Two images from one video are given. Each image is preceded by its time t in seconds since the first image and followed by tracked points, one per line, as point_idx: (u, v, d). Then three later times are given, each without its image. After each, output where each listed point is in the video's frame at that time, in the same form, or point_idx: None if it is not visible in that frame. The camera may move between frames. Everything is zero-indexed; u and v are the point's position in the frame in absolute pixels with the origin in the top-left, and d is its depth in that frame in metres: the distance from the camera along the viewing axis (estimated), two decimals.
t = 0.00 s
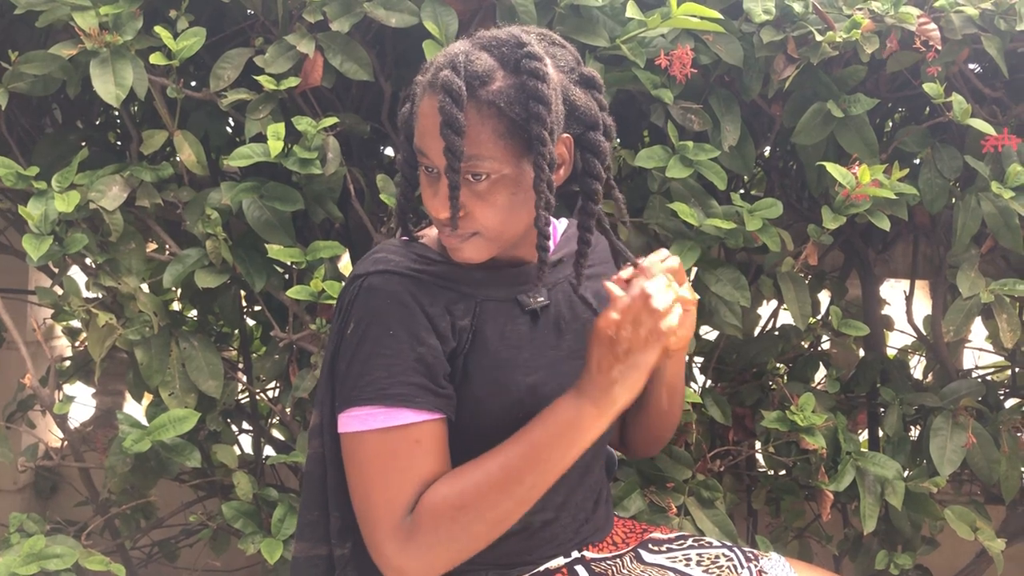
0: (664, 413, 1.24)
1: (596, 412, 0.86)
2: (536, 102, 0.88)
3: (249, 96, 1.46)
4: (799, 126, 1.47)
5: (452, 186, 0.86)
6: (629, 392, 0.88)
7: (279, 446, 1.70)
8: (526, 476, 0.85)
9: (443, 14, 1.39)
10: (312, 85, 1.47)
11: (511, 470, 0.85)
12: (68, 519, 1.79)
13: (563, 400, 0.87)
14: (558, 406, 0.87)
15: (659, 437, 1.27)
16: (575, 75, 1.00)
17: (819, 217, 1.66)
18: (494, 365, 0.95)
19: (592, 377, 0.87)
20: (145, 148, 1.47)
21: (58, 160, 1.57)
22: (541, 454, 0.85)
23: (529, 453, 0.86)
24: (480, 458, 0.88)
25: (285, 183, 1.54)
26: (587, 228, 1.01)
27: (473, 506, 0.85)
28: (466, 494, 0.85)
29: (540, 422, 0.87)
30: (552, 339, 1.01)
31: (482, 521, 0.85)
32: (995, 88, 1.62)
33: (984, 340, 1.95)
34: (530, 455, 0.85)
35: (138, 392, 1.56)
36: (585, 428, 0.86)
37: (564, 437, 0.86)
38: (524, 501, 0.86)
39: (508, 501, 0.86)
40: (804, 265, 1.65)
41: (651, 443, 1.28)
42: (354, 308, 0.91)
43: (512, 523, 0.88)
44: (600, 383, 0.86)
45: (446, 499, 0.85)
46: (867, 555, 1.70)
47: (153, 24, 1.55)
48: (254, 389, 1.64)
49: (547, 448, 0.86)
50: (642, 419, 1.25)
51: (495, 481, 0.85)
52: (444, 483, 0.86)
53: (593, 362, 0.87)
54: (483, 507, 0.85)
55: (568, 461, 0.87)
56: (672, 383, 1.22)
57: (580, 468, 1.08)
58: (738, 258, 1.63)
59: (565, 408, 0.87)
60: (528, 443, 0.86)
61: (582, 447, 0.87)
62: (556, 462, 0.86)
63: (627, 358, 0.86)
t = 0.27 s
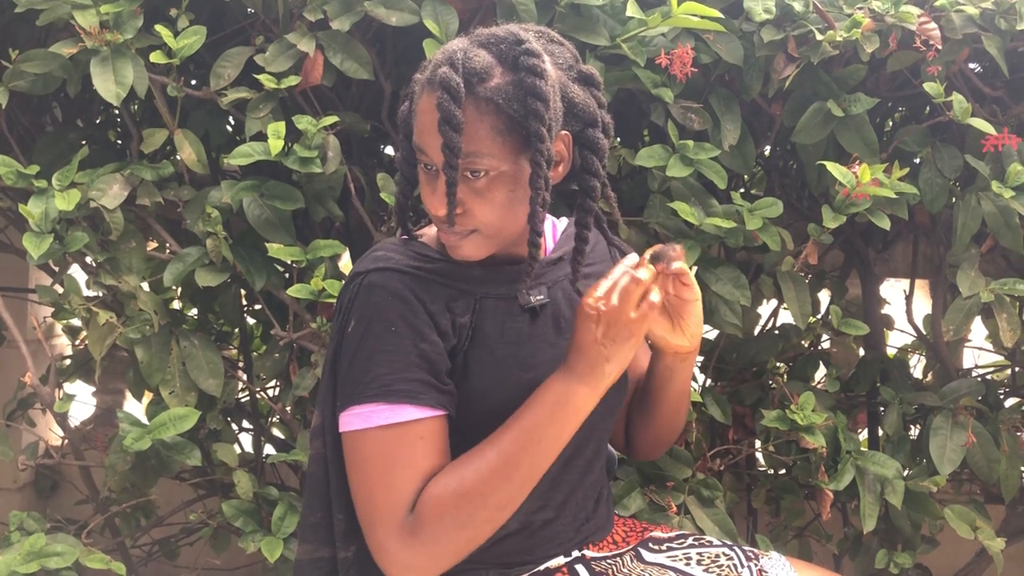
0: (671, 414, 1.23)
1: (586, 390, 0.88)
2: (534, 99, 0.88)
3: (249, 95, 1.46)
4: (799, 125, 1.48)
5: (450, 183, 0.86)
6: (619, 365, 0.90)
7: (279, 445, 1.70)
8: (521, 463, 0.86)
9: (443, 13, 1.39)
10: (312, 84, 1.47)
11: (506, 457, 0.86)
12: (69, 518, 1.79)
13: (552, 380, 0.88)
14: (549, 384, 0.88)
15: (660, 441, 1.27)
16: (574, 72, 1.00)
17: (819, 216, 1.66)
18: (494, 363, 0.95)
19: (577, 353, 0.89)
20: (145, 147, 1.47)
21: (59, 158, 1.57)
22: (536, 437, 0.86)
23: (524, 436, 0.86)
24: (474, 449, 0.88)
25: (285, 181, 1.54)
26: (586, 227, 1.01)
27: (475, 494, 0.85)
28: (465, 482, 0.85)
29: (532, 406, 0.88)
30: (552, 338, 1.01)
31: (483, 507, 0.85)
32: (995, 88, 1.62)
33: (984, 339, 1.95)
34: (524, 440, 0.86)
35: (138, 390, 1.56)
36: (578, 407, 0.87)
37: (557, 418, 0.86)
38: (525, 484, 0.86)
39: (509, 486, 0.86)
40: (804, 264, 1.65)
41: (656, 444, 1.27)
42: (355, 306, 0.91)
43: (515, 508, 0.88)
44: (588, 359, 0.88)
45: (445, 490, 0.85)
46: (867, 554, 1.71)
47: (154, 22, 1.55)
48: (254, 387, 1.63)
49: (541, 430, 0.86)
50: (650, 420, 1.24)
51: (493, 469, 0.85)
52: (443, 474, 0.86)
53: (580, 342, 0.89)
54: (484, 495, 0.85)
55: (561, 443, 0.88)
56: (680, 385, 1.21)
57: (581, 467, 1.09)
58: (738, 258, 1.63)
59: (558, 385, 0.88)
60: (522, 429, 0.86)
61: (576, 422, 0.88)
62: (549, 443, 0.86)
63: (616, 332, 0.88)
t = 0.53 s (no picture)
0: (664, 414, 1.24)
1: (592, 429, 0.86)
2: (537, 100, 0.88)
3: (249, 94, 1.46)
4: (800, 124, 1.48)
5: (454, 183, 0.86)
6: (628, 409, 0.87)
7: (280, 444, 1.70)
8: (518, 487, 0.86)
9: (444, 11, 1.39)
10: (313, 82, 1.47)
11: (504, 479, 0.86)
12: (69, 517, 1.79)
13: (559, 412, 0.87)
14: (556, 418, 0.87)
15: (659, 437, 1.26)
16: (578, 73, 1.00)
17: (820, 215, 1.66)
18: (495, 363, 0.95)
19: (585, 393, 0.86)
20: (146, 146, 1.47)
21: (59, 157, 1.57)
22: (536, 465, 0.86)
23: (524, 464, 0.86)
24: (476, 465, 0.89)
25: (286, 180, 1.54)
26: (589, 227, 1.01)
27: (466, 512, 0.86)
28: (458, 498, 0.86)
29: (536, 434, 0.87)
30: (554, 338, 1.01)
31: (473, 528, 0.86)
32: (996, 86, 1.62)
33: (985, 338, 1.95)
34: (525, 466, 0.86)
35: (139, 389, 1.56)
36: (582, 441, 0.86)
37: (558, 448, 0.86)
38: (517, 510, 0.87)
39: (503, 508, 0.86)
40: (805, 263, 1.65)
41: (653, 446, 1.27)
42: (355, 307, 0.91)
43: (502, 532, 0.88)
44: (595, 399, 0.86)
45: (436, 503, 0.86)
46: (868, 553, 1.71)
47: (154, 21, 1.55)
48: (254, 386, 1.63)
49: (543, 460, 0.86)
50: (646, 416, 1.24)
51: (488, 488, 0.86)
52: (436, 487, 0.87)
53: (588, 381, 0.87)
54: (476, 513, 0.86)
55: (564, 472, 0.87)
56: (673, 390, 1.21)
57: (580, 467, 1.09)
58: (739, 257, 1.63)
59: (563, 420, 0.87)
60: (523, 454, 0.86)
61: (577, 458, 0.87)
62: (549, 471, 0.86)
63: (630, 377, 0.86)
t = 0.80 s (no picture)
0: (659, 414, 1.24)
1: (598, 435, 0.86)
2: (541, 99, 0.88)
3: (250, 93, 1.46)
4: (801, 123, 1.47)
5: (458, 183, 0.86)
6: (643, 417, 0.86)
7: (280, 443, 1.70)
8: (522, 489, 0.85)
9: (444, 10, 1.39)
10: (313, 81, 1.47)
11: (508, 483, 0.85)
12: (69, 516, 1.79)
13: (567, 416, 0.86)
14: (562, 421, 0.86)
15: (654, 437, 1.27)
16: (579, 72, 1.01)
17: (820, 214, 1.66)
18: (496, 363, 0.95)
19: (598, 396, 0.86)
20: (146, 145, 1.47)
21: (59, 156, 1.57)
22: (543, 470, 0.85)
23: (528, 469, 0.85)
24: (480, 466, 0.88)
25: (286, 179, 1.54)
26: (591, 226, 1.00)
27: (466, 513, 0.85)
28: (461, 499, 0.85)
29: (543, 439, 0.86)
30: (555, 338, 1.01)
31: (472, 529, 0.86)
32: (996, 85, 1.62)
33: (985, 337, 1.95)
34: (530, 471, 0.85)
35: (139, 388, 1.56)
36: (590, 447, 0.86)
37: (564, 453, 0.85)
38: (519, 514, 0.86)
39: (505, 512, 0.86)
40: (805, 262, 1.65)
41: (650, 445, 1.29)
42: (355, 307, 0.91)
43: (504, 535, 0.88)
44: (608, 403, 0.85)
45: (437, 504, 0.85)
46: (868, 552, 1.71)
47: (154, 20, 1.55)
48: (254, 385, 1.63)
49: (549, 466, 0.85)
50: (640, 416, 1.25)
51: (491, 492, 0.85)
52: (437, 487, 0.86)
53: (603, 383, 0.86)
54: (479, 515, 0.85)
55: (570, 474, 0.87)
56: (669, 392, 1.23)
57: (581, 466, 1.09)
58: (739, 256, 1.63)
59: (570, 426, 0.86)
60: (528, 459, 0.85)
61: (581, 464, 0.87)
62: (556, 476, 0.86)
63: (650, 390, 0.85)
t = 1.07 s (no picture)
0: (662, 420, 1.24)
1: (587, 383, 0.89)
2: (542, 99, 0.88)
3: (249, 92, 1.46)
4: (800, 123, 1.48)
5: (458, 183, 0.86)
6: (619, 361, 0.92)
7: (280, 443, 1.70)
8: (527, 455, 0.86)
9: (444, 10, 1.38)
10: (313, 81, 1.47)
11: (512, 452, 0.86)
12: (69, 515, 1.79)
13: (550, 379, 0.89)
14: (548, 383, 0.89)
15: (654, 440, 1.26)
16: (579, 71, 1.01)
17: (820, 214, 1.66)
18: (496, 363, 0.95)
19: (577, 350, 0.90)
20: (145, 144, 1.47)
21: (59, 156, 1.57)
22: (539, 432, 0.86)
23: (529, 429, 0.86)
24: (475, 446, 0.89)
25: (285, 179, 1.54)
26: (591, 225, 1.01)
27: (481, 493, 0.85)
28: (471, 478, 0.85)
29: (530, 403, 0.88)
30: (556, 338, 1.01)
31: (488, 507, 0.85)
32: (996, 85, 1.62)
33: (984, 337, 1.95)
34: (527, 435, 0.86)
35: (138, 388, 1.56)
36: (578, 401, 0.88)
37: (557, 412, 0.87)
38: (530, 479, 0.87)
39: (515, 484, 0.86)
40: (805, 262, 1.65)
41: (648, 450, 1.28)
42: (358, 306, 0.91)
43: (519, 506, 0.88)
44: (591, 351, 0.90)
45: (450, 490, 0.85)
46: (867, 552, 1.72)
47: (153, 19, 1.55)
48: (254, 384, 1.63)
49: (545, 425, 0.86)
50: (643, 419, 1.24)
51: (497, 466, 0.85)
52: (448, 473, 0.86)
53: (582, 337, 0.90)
54: (491, 492, 0.85)
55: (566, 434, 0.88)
56: (679, 394, 1.23)
57: (580, 466, 1.09)
58: (739, 255, 1.63)
59: (555, 384, 0.88)
60: (524, 425, 0.86)
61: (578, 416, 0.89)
62: (555, 439, 0.87)
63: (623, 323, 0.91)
